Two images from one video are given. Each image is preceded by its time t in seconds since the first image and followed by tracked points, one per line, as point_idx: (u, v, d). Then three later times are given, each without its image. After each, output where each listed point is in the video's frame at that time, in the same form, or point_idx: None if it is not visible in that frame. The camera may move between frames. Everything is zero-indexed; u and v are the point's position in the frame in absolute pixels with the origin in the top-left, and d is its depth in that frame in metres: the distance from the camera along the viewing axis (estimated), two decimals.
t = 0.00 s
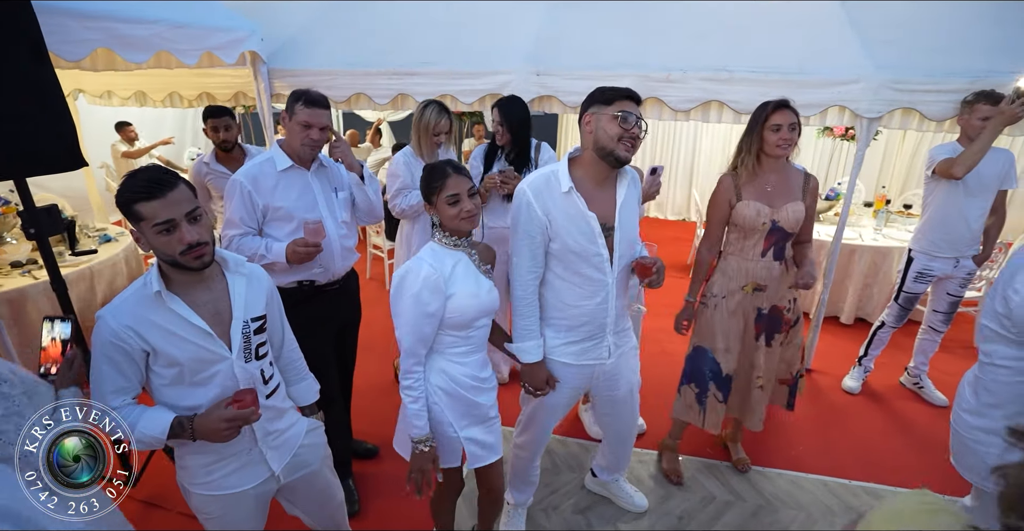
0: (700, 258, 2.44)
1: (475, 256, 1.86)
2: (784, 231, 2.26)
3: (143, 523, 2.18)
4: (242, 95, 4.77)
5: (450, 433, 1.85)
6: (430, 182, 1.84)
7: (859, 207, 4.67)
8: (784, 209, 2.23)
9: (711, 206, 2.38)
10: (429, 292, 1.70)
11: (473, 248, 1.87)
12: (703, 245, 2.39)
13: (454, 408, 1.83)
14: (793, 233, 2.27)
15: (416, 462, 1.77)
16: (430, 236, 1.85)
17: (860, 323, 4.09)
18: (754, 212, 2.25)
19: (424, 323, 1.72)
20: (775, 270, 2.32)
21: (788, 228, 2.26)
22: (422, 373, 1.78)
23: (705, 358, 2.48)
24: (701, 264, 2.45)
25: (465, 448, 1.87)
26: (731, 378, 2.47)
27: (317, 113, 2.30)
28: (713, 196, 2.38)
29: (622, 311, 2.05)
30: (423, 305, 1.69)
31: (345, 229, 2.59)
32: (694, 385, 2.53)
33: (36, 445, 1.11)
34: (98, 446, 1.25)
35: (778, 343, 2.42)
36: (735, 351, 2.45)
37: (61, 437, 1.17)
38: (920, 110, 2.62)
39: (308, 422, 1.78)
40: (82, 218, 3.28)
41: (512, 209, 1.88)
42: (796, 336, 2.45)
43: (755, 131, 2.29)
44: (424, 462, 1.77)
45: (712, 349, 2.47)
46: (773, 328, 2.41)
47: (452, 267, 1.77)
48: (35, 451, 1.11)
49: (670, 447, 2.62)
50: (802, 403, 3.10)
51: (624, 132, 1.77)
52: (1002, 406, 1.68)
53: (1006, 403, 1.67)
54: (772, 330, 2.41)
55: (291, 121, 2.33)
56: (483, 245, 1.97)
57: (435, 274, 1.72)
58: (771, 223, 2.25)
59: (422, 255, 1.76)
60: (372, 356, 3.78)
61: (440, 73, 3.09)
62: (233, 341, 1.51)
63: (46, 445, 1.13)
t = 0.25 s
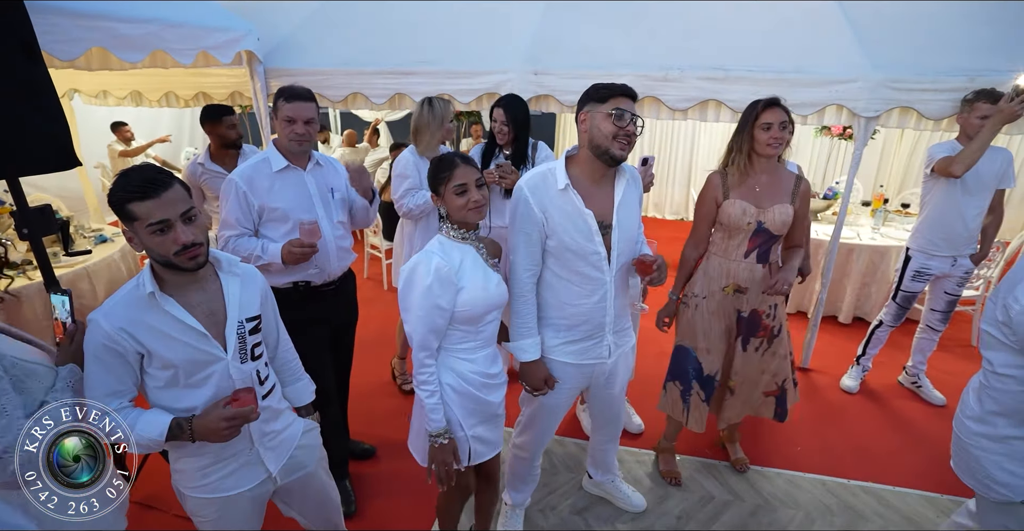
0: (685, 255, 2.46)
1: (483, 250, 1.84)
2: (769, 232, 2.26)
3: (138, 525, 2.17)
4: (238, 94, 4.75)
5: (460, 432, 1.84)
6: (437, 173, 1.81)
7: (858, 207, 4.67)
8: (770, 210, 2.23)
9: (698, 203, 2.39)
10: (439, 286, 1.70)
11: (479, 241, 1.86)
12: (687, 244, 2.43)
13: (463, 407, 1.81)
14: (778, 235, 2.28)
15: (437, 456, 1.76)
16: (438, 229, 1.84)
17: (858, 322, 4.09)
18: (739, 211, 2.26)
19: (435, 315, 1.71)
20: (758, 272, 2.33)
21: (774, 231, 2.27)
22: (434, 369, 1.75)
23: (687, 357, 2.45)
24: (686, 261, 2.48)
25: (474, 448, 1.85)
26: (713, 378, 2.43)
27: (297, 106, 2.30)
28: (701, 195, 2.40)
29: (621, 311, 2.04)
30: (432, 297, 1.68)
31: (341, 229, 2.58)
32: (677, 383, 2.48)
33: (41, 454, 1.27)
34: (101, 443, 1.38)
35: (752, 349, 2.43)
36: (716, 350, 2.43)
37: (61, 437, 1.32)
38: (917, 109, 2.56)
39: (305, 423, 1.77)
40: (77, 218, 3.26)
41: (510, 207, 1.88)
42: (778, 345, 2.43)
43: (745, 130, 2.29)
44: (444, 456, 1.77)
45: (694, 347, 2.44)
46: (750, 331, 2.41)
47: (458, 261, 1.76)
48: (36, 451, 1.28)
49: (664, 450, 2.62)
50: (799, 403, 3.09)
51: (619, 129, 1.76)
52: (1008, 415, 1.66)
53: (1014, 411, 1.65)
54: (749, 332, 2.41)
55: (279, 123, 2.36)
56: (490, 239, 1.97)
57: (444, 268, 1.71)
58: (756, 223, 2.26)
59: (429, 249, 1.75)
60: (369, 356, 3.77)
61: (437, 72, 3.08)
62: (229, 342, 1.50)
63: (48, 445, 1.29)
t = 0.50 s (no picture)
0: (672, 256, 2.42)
1: (476, 257, 1.82)
2: (758, 233, 2.25)
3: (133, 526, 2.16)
4: (235, 94, 4.74)
5: (463, 438, 1.84)
6: (438, 178, 1.81)
7: (856, 206, 4.66)
8: (760, 212, 2.23)
9: (685, 202, 2.34)
10: (425, 297, 1.69)
11: (472, 248, 1.84)
12: (672, 244, 2.39)
13: (462, 412, 1.82)
14: (765, 236, 2.27)
15: (437, 459, 1.79)
16: (430, 236, 1.83)
17: (857, 322, 4.08)
18: (729, 211, 2.23)
19: (423, 325, 1.70)
20: (745, 275, 2.32)
21: (762, 231, 2.26)
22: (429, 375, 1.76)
23: (670, 357, 2.48)
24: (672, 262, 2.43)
25: (480, 453, 1.85)
26: (694, 381, 2.48)
27: (274, 104, 2.27)
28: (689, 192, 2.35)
29: (622, 309, 2.04)
30: (419, 310, 1.68)
31: (338, 229, 2.57)
32: (662, 382, 2.53)
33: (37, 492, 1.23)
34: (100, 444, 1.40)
35: (734, 353, 2.44)
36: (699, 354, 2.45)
37: (60, 437, 1.35)
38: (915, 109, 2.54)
39: (300, 424, 1.76)
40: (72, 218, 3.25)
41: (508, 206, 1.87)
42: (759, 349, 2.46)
43: (733, 130, 2.26)
44: (445, 459, 1.79)
45: (678, 348, 2.47)
46: (732, 334, 2.41)
47: (446, 271, 1.75)
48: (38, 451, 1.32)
49: (662, 450, 2.61)
50: (794, 403, 3.08)
51: (618, 128, 1.75)
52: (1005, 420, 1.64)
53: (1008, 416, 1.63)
54: (731, 336, 2.42)
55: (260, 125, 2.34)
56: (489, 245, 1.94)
57: (429, 278, 1.70)
58: (746, 224, 2.24)
59: (417, 259, 1.75)
60: (367, 356, 3.76)
61: (434, 71, 3.07)
62: (222, 342, 1.50)
63: (48, 444, 1.33)
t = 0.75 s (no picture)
0: (674, 265, 2.35)
1: (467, 257, 1.80)
2: (756, 237, 2.26)
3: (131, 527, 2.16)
4: (234, 93, 4.73)
5: (459, 437, 1.85)
6: (433, 176, 1.80)
7: (857, 206, 4.65)
8: (758, 216, 2.24)
9: (681, 210, 2.28)
10: (411, 299, 1.69)
11: (463, 248, 1.82)
12: (674, 251, 2.31)
13: (459, 412, 1.83)
14: (761, 239, 2.30)
15: (420, 456, 1.79)
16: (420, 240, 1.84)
17: (857, 322, 4.07)
18: (733, 217, 2.19)
19: (412, 327, 1.71)
20: (741, 278, 2.34)
21: (758, 235, 2.29)
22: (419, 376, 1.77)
23: (666, 364, 2.48)
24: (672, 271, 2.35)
25: (476, 450, 1.86)
26: (691, 388, 2.49)
27: (273, 105, 2.27)
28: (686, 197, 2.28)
29: (619, 308, 2.03)
30: (404, 311, 1.69)
31: (337, 229, 2.57)
32: (653, 392, 2.53)
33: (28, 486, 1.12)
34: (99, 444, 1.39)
35: (735, 355, 2.45)
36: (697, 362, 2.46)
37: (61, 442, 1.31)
38: (915, 108, 2.56)
39: (298, 426, 1.76)
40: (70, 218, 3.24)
41: (506, 205, 1.86)
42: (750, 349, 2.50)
43: (728, 133, 2.26)
44: (428, 454, 1.79)
45: (674, 355, 2.47)
46: (732, 337, 2.43)
47: (433, 276, 1.74)
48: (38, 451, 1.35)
49: (662, 451, 2.59)
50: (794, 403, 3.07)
51: (613, 127, 1.75)
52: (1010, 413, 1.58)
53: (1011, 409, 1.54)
54: (732, 339, 2.43)
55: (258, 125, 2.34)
56: (487, 246, 1.92)
57: (414, 281, 1.70)
58: (747, 229, 2.23)
59: (405, 262, 1.75)
60: (366, 357, 3.75)
61: (433, 71, 3.06)
62: (218, 344, 1.50)
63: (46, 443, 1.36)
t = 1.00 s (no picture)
0: (689, 270, 2.28)
1: (461, 252, 1.79)
2: (763, 232, 2.30)
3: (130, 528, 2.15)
4: (233, 94, 4.72)
5: (445, 427, 1.85)
6: (427, 170, 1.80)
7: (857, 206, 4.65)
8: (764, 212, 2.27)
9: (692, 215, 2.25)
10: (400, 293, 1.68)
11: (457, 241, 1.82)
12: (692, 257, 2.24)
13: (449, 407, 1.83)
14: (765, 231, 2.34)
15: (403, 450, 1.80)
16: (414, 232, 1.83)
17: (857, 322, 4.06)
18: (744, 217, 2.20)
19: (400, 322, 1.70)
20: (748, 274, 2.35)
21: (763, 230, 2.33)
22: (408, 370, 1.77)
23: (680, 371, 2.47)
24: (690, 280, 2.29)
25: (464, 444, 1.85)
26: (701, 387, 2.48)
27: (274, 103, 2.30)
28: (694, 202, 2.25)
29: (611, 308, 2.03)
30: (395, 307, 1.68)
31: (337, 228, 2.56)
32: (664, 399, 2.49)
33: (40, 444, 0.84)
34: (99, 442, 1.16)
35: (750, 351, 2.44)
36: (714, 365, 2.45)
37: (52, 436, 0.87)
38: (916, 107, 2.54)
39: (297, 426, 1.76)
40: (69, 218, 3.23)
41: (500, 202, 1.85)
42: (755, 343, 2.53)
43: (731, 131, 2.25)
44: (413, 450, 1.79)
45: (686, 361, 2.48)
46: (743, 333, 2.42)
47: (426, 271, 1.74)
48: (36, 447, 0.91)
49: (661, 451, 2.60)
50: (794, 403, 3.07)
51: (607, 127, 1.75)
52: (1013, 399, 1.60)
53: (1015, 396, 1.58)
54: (743, 334, 2.43)
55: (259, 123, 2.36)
56: (484, 240, 1.90)
57: (404, 275, 1.70)
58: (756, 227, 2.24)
59: (399, 255, 1.74)
60: (365, 357, 3.75)
61: (432, 71, 3.05)
62: (217, 344, 1.49)
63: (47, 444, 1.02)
